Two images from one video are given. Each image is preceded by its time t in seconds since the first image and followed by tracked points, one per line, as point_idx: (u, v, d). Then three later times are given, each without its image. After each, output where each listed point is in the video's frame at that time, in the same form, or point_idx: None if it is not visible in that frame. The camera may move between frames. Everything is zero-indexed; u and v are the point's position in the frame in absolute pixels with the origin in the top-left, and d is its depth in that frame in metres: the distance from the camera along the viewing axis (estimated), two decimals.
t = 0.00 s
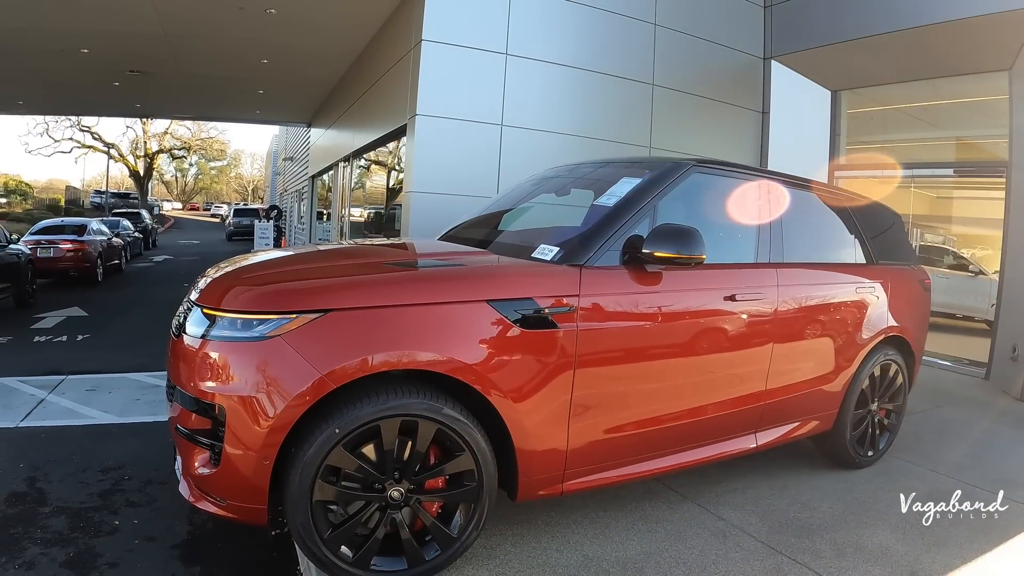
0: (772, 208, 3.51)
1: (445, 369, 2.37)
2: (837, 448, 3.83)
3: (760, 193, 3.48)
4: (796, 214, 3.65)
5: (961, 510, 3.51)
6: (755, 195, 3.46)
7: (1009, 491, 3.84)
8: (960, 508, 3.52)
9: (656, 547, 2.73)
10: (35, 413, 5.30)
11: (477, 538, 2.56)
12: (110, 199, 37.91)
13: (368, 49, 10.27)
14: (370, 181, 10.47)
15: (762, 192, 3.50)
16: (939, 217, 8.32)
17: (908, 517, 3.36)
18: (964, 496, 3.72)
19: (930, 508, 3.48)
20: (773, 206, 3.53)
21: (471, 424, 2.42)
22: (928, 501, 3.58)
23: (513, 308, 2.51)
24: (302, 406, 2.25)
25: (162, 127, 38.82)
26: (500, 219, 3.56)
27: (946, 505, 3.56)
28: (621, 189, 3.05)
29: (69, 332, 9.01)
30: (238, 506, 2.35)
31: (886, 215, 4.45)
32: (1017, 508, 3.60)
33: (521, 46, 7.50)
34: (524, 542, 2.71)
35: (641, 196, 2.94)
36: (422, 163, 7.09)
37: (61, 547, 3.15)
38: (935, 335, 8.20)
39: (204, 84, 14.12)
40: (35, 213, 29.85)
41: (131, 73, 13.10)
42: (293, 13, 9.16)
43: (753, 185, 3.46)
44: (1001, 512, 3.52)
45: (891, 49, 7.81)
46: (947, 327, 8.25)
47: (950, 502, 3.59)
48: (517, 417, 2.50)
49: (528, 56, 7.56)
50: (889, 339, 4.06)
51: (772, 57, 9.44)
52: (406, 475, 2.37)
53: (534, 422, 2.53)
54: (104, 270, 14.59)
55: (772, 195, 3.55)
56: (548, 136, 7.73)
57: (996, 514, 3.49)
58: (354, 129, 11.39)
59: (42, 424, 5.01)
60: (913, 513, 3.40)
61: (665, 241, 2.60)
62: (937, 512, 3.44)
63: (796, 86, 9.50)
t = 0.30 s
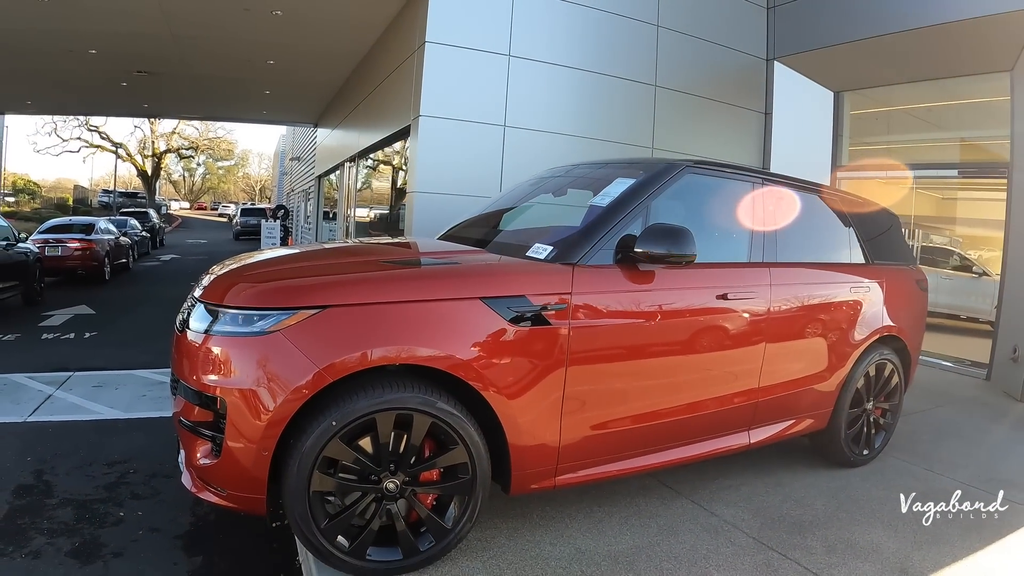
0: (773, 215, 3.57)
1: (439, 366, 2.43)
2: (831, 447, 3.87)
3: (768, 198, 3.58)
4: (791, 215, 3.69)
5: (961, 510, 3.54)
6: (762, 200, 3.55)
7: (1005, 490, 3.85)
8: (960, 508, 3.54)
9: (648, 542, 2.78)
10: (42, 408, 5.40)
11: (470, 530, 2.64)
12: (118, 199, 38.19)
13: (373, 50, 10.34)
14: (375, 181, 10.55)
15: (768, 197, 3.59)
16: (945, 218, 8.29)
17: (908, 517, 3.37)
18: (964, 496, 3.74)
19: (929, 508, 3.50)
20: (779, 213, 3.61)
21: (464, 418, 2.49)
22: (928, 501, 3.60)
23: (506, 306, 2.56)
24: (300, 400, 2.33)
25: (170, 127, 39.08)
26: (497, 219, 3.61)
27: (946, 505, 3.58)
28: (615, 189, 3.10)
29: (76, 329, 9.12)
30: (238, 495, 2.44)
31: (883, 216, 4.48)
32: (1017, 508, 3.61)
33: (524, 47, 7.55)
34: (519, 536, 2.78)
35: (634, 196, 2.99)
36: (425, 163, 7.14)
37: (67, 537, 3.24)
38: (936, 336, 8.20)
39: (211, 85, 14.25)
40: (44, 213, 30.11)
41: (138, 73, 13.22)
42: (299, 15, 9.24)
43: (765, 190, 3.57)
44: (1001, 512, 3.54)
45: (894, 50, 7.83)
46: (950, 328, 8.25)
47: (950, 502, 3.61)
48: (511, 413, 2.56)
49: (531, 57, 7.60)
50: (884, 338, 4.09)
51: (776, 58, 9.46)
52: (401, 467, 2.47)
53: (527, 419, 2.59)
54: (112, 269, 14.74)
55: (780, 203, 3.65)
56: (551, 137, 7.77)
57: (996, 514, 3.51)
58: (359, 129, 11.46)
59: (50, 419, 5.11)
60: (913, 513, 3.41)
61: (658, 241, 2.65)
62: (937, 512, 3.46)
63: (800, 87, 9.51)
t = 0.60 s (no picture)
0: (767, 219, 3.60)
1: (434, 366, 2.48)
2: (826, 448, 3.90)
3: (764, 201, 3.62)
4: (785, 218, 3.72)
5: (960, 510, 3.58)
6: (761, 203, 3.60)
7: (999, 492, 3.87)
8: (960, 508, 3.59)
9: (640, 540, 2.82)
10: (47, 406, 5.48)
11: (465, 527, 2.69)
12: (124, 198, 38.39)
13: (377, 51, 10.41)
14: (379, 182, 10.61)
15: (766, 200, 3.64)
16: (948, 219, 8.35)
17: (908, 517, 3.41)
18: (965, 496, 3.79)
19: (929, 508, 3.54)
20: (774, 220, 3.65)
21: (458, 417, 2.55)
22: (927, 501, 3.65)
23: (499, 307, 2.61)
24: (297, 399, 2.38)
25: (176, 126, 39.28)
26: (495, 222, 3.65)
27: (946, 505, 3.63)
28: (609, 192, 3.14)
29: (81, 328, 9.20)
30: (238, 491, 2.50)
31: (881, 219, 4.50)
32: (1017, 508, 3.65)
33: (526, 50, 7.59)
34: (513, 534, 2.84)
35: (628, 199, 3.03)
36: (427, 165, 7.19)
37: (71, 532, 3.30)
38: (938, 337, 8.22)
39: (217, 85, 14.34)
40: (50, 212, 30.30)
41: (144, 74, 13.31)
42: (303, 16, 9.31)
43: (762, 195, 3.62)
44: (1001, 512, 3.58)
45: (895, 51, 7.84)
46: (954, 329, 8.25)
47: (949, 503, 3.66)
48: (506, 413, 2.60)
49: (532, 59, 7.64)
50: (880, 341, 4.12)
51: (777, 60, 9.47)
52: (396, 465, 2.52)
53: (521, 420, 2.63)
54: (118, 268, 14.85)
55: (775, 209, 3.68)
56: (552, 138, 7.81)
57: (995, 514, 3.55)
58: (364, 130, 11.53)
59: (55, 416, 5.18)
60: (912, 513, 3.46)
61: (651, 244, 2.68)
62: (936, 512, 3.51)
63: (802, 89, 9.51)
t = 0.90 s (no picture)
0: (761, 220, 3.61)
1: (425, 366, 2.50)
2: (820, 449, 3.91)
3: (773, 201, 3.73)
4: (779, 221, 3.72)
5: (960, 510, 3.63)
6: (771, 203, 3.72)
7: (993, 494, 3.89)
8: (960, 508, 3.63)
9: (632, 540, 2.84)
10: (49, 404, 5.52)
11: (457, 526, 2.72)
12: (128, 197, 38.49)
13: (379, 52, 10.45)
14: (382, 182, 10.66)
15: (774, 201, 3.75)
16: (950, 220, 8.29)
17: (908, 516, 3.46)
18: (965, 496, 3.84)
19: (929, 508, 3.59)
20: (768, 222, 3.66)
21: (451, 416, 2.58)
22: (928, 501, 3.69)
23: (491, 308, 2.63)
24: (292, 398, 2.42)
25: (179, 126, 39.39)
26: (491, 223, 3.67)
27: (946, 505, 3.67)
28: (603, 195, 3.16)
29: (84, 327, 9.26)
30: (234, 489, 2.53)
31: (877, 221, 4.51)
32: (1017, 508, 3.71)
33: (526, 51, 7.62)
34: (507, 532, 2.87)
35: (621, 202, 3.05)
36: (426, 166, 7.22)
37: (71, 528, 3.34)
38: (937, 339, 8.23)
39: (220, 86, 14.41)
40: (54, 211, 30.42)
41: (147, 74, 13.38)
42: (305, 17, 9.36)
43: (765, 195, 3.69)
44: (1000, 512, 3.63)
45: (895, 53, 7.85)
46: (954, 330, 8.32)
47: (950, 503, 3.70)
48: (497, 413, 2.62)
49: (532, 60, 7.67)
50: (875, 342, 4.13)
51: (778, 61, 9.49)
52: (390, 463, 2.56)
53: (513, 420, 2.66)
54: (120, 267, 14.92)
55: (769, 211, 3.69)
56: (552, 140, 7.84)
57: (995, 514, 3.60)
58: (365, 130, 11.58)
59: (57, 414, 5.23)
60: (913, 513, 3.50)
61: (644, 245, 2.71)
62: (937, 512, 3.55)
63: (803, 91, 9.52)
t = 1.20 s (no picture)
0: (757, 223, 3.58)
1: (415, 368, 2.51)
2: (816, 454, 3.89)
3: (796, 207, 3.85)
4: (775, 224, 3.69)
5: (960, 510, 3.68)
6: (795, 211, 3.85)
7: (991, 500, 3.87)
8: (961, 508, 3.68)
9: (624, 543, 2.83)
10: (49, 404, 5.54)
11: (448, 528, 2.72)
12: (132, 198, 38.63)
13: (381, 54, 10.47)
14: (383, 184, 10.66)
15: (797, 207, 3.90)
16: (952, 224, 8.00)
17: (910, 516, 3.51)
18: (965, 496, 3.90)
19: (929, 508, 3.64)
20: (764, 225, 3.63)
21: (441, 419, 2.58)
22: (928, 501, 3.74)
23: (481, 311, 2.63)
24: (281, 399, 2.42)
25: (184, 127, 39.53)
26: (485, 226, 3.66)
27: (946, 505, 3.72)
28: (596, 198, 3.15)
29: (85, 327, 9.29)
30: (225, 489, 2.54)
31: (876, 225, 4.49)
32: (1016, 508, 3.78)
33: (527, 54, 7.62)
34: (498, 535, 2.86)
35: (614, 205, 3.04)
36: (426, 169, 7.21)
37: (66, 527, 3.35)
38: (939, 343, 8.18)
39: (224, 87, 14.47)
40: (58, 211, 30.54)
41: (150, 76, 13.43)
42: (306, 19, 9.37)
43: (761, 198, 3.66)
44: (1000, 512, 3.69)
45: (897, 56, 7.81)
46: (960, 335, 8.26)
47: (950, 503, 3.76)
48: (487, 416, 2.62)
49: (533, 63, 7.67)
50: (873, 346, 4.11)
51: (780, 64, 9.47)
52: (379, 465, 2.56)
53: (504, 422, 2.65)
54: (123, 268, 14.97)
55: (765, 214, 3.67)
56: (551, 142, 7.83)
57: (995, 514, 3.66)
58: (368, 132, 11.60)
59: (56, 414, 5.25)
60: (913, 513, 3.55)
61: (636, 247, 2.70)
62: (937, 512, 3.61)
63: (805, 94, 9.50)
